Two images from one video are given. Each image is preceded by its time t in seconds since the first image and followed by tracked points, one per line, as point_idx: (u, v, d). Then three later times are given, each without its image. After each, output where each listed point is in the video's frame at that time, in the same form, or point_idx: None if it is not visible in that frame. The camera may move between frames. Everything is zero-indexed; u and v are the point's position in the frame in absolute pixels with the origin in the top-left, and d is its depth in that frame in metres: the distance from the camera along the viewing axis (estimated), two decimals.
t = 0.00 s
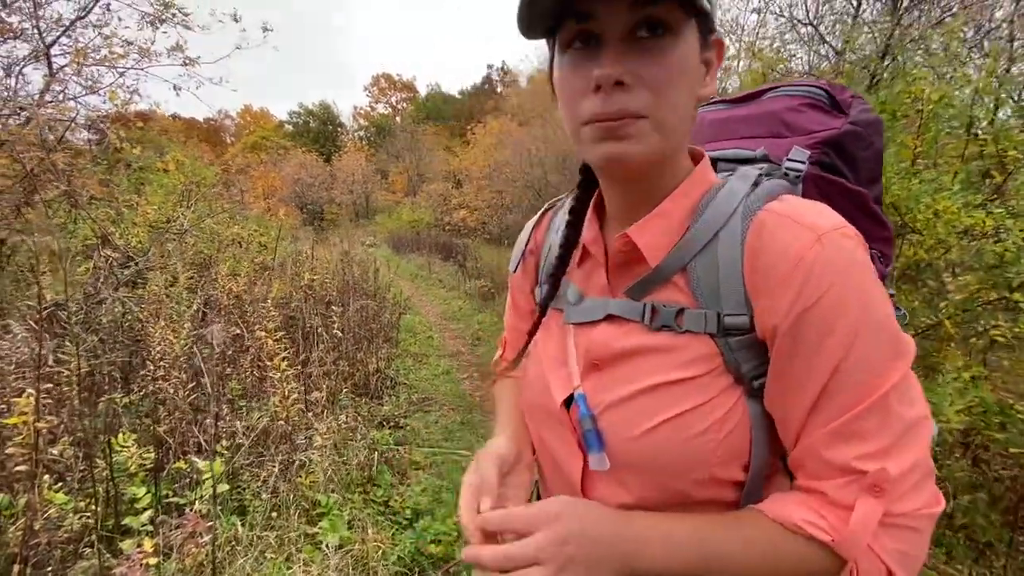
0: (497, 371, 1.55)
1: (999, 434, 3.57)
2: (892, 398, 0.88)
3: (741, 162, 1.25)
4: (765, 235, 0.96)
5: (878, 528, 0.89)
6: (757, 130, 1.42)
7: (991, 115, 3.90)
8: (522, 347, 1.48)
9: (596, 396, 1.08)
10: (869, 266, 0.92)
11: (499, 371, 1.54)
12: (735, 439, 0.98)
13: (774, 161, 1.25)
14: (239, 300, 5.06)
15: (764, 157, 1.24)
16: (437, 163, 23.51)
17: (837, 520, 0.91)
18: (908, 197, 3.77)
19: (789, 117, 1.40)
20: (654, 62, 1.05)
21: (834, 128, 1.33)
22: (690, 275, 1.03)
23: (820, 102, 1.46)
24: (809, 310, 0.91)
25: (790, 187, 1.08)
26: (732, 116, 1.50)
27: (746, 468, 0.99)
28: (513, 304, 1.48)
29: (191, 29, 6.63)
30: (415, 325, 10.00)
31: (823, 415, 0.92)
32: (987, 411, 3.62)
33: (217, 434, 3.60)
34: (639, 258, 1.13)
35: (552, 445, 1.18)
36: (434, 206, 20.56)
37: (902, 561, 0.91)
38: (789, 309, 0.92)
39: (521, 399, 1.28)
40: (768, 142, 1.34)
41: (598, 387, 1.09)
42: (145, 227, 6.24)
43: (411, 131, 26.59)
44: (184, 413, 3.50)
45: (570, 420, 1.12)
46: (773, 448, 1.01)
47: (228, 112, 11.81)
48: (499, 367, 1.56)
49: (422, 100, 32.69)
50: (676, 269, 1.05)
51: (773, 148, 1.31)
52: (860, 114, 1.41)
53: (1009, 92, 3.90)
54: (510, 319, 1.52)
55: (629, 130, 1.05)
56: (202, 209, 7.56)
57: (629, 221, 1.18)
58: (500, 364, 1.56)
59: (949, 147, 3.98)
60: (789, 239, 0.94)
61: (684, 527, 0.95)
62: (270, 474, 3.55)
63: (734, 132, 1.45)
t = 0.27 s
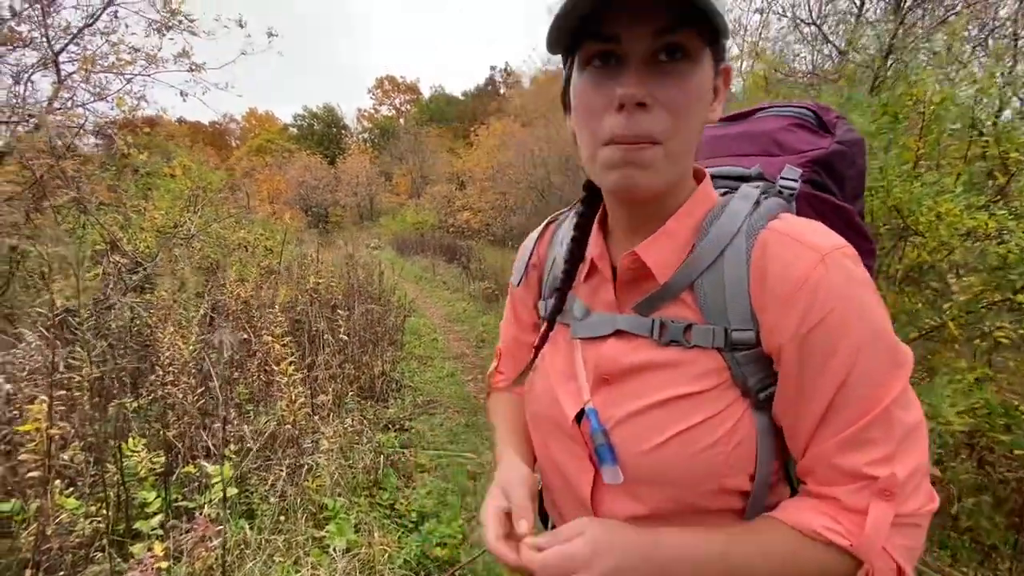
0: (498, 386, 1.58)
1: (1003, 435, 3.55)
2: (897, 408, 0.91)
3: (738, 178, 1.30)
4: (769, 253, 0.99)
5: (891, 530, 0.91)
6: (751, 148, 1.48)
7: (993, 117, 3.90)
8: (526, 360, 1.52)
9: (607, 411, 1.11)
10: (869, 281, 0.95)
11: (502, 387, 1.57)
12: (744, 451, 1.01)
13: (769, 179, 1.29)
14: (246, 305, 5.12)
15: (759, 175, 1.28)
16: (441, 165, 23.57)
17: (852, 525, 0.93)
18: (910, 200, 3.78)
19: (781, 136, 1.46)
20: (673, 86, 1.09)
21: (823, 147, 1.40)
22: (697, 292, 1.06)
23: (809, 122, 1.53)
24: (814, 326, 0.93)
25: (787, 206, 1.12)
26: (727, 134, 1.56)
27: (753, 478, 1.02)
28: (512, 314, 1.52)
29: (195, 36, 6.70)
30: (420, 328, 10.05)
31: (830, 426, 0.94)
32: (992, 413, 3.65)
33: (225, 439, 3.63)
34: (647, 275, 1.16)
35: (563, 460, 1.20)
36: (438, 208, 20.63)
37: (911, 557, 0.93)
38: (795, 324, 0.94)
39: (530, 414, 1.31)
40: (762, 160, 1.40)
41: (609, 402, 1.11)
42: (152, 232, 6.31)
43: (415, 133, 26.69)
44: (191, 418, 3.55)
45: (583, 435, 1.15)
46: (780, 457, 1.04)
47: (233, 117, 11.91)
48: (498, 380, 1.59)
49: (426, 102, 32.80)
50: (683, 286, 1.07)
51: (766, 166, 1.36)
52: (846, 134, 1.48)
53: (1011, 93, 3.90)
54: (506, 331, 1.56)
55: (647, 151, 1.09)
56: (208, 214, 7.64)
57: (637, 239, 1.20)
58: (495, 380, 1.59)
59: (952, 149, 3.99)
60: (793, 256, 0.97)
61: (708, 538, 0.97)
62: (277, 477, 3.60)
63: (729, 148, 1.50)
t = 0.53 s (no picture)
0: (503, 392, 1.64)
1: (1004, 432, 3.65)
2: (880, 411, 0.96)
3: (730, 190, 1.36)
4: (759, 265, 1.04)
5: (876, 526, 0.96)
6: (743, 160, 1.54)
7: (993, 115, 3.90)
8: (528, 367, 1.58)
9: (606, 415, 1.16)
10: (854, 291, 1.00)
11: (504, 394, 1.63)
12: (737, 453, 1.06)
13: (759, 191, 1.36)
14: (253, 306, 5.22)
15: (750, 187, 1.35)
16: (445, 163, 23.62)
17: (841, 521, 0.99)
18: (909, 198, 3.80)
19: (771, 149, 1.53)
20: (674, 104, 1.13)
21: (810, 162, 1.47)
22: (692, 301, 1.11)
23: (797, 137, 1.61)
24: (803, 335, 0.98)
25: (778, 218, 1.17)
26: (721, 146, 1.62)
27: (744, 478, 1.07)
28: (515, 320, 1.57)
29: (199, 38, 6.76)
30: (425, 326, 10.13)
31: (818, 430, 0.99)
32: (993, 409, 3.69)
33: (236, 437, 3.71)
34: (643, 284, 1.21)
35: (565, 463, 1.26)
36: (441, 207, 20.69)
37: (894, 551, 0.99)
38: (784, 333, 0.99)
39: (532, 419, 1.36)
40: (753, 173, 1.47)
41: (608, 407, 1.16)
42: (160, 234, 6.38)
43: (418, 131, 26.74)
44: (201, 418, 3.64)
45: (584, 438, 1.20)
46: (771, 457, 1.09)
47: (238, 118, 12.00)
48: (502, 387, 1.65)
49: (429, 100, 32.82)
50: (678, 296, 1.13)
51: (757, 178, 1.42)
52: (832, 148, 1.56)
53: (1012, 90, 3.89)
54: (508, 336, 1.61)
55: (647, 165, 1.12)
56: (215, 216, 7.75)
57: (635, 251, 1.25)
58: (498, 385, 1.66)
59: (952, 147, 4.00)
60: (782, 268, 1.02)
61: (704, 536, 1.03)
62: (287, 475, 3.69)
63: (722, 160, 1.57)
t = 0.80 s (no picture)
0: (507, 383, 1.69)
1: (1004, 420, 3.70)
2: (860, 398, 1.01)
3: (727, 186, 1.38)
4: (751, 257, 1.09)
5: (849, 505, 1.02)
6: (741, 157, 1.57)
7: (997, 105, 3.88)
8: (530, 358, 1.63)
9: (605, 400, 1.21)
10: (840, 284, 1.04)
11: (508, 385, 1.68)
12: (726, 436, 1.11)
13: (755, 186, 1.39)
14: (260, 301, 5.29)
15: (746, 183, 1.38)
16: (448, 157, 23.61)
17: (817, 500, 1.04)
18: (911, 189, 3.80)
19: (768, 147, 1.56)
20: (673, 104, 1.16)
21: (806, 160, 1.50)
22: (685, 291, 1.15)
23: (794, 135, 1.64)
24: (790, 323, 1.02)
25: (772, 213, 1.21)
26: (719, 142, 1.65)
27: (733, 460, 1.12)
28: (519, 313, 1.62)
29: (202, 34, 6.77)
30: (429, 319, 10.20)
31: (801, 414, 1.04)
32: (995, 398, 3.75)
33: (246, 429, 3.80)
34: (641, 277, 1.25)
35: (564, 447, 1.31)
36: (445, 200, 20.70)
37: (867, 530, 1.05)
38: (772, 322, 1.04)
39: (534, 406, 1.42)
40: (750, 170, 1.50)
41: (606, 392, 1.21)
42: (167, 230, 6.44)
43: (421, 125, 26.71)
44: (212, 411, 3.72)
45: (583, 422, 1.25)
46: (758, 442, 1.14)
47: (241, 113, 12.02)
48: (507, 377, 1.70)
49: (432, 93, 32.73)
50: (674, 286, 1.17)
51: (754, 175, 1.45)
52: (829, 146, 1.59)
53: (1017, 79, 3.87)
54: (512, 329, 1.66)
55: (644, 162, 1.17)
56: (220, 211, 7.81)
57: (633, 244, 1.30)
58: (503, 376, 1.71)
59: (956, 137, 3.98)
60: (772, 260, 1.06)
61: (690, 510, 1.08)
62: (296, 466, 3.77)
63: (720, 157, 1.60)
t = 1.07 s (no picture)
0: (512, 367, 1.74)
1: (1007, 408, 3.70)
2: (845, 382, 1.05)
3: (725, 177, 1.43)
4: (741, 245, 1.12)
5: (837, 485, 1.06)
6: (741, 147, 1.60)
7: (1004, 90, 3.84)
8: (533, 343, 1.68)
9: (600, 383, 1.26)
10: (827, 271, 1.08)
11: (513, 369, 1.74)
12: (717, 417, 1.15)
13: (752, 178, 1.43)
14: (269, 292, 5.37)
15: (743, 174, 1.42)
16: (453, 146, 23.55)
17: (804, 480, 1.08)
18: (915, 177, 3.79)
19: (768, 137, 1.59)
20: (665, 92, 1.19)
21: (805, 149, 1.53)
22: (678, 279, 1.19)
23: (794, 125, 1.67)
24: (778, 310, 1.06)
25: (766, 203, 1.24)
26: (720, 132, 1.67)
27: (724, 441, 1.17)
28: (523, 301, 1.67)
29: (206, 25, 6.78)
30: (435, 309, 10.27)
31: (789, 397, 1.08)
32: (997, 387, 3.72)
33: (257, 416, 3.90)
34: (635, 264, 1.29)
35: (564, 428, 1.36)
36: (450, 190, 20.69)
37: (856, 510, 1.09)
38: (761, 307, 1.08)
39: (535, 389, 1.47)
40: (748, 160, 1.53)
41: (602, 375, 1.26)
42: (176, 221, 6.52)
43: (425, 115, 26.62)
44: (223, 399, 3.81)
45: (581, 405, 1.30)
46: (749, 424, 1.18)
47: (246, 104, 12.04)
48: (512, 362, 1.75)
49: (436, 82, 32.54)
50: (666, 274, 1.21)
51: (752, 165, 1.49)
52: (829, 135, 1.61)
53: None
54: (517, 317, 1.71)
55: (639, 148, 1.20)
56: (227, 202, 7.87)
57: (628, 233, 1.33)
58: (508, 361, 1.77)
59: (963, 124, 3.95)
60: (762, 248, 1.10)
61: (682, 492, 1.13)
62: (305, 452, 3.86)
63: (720, 147, 1.63)
